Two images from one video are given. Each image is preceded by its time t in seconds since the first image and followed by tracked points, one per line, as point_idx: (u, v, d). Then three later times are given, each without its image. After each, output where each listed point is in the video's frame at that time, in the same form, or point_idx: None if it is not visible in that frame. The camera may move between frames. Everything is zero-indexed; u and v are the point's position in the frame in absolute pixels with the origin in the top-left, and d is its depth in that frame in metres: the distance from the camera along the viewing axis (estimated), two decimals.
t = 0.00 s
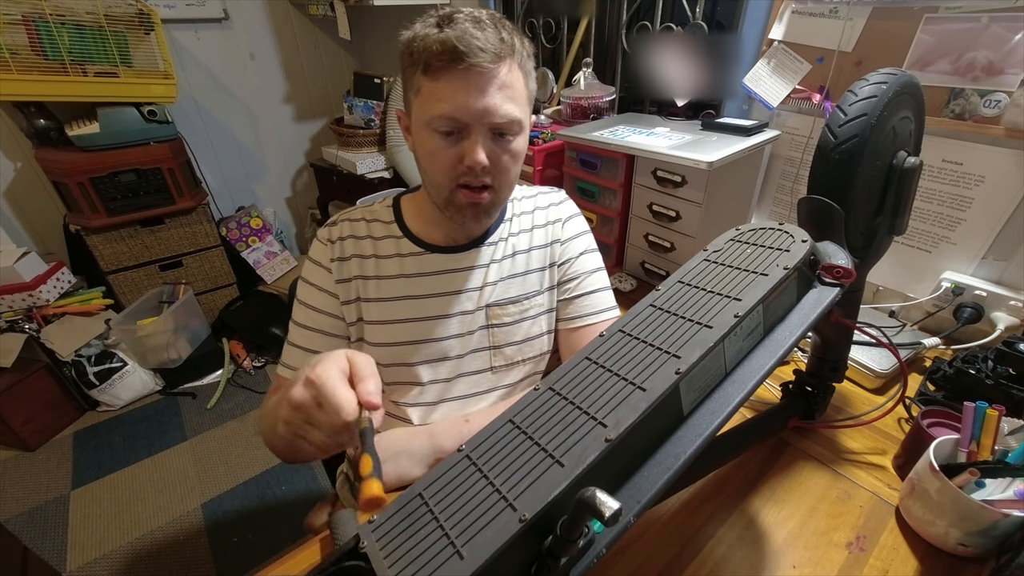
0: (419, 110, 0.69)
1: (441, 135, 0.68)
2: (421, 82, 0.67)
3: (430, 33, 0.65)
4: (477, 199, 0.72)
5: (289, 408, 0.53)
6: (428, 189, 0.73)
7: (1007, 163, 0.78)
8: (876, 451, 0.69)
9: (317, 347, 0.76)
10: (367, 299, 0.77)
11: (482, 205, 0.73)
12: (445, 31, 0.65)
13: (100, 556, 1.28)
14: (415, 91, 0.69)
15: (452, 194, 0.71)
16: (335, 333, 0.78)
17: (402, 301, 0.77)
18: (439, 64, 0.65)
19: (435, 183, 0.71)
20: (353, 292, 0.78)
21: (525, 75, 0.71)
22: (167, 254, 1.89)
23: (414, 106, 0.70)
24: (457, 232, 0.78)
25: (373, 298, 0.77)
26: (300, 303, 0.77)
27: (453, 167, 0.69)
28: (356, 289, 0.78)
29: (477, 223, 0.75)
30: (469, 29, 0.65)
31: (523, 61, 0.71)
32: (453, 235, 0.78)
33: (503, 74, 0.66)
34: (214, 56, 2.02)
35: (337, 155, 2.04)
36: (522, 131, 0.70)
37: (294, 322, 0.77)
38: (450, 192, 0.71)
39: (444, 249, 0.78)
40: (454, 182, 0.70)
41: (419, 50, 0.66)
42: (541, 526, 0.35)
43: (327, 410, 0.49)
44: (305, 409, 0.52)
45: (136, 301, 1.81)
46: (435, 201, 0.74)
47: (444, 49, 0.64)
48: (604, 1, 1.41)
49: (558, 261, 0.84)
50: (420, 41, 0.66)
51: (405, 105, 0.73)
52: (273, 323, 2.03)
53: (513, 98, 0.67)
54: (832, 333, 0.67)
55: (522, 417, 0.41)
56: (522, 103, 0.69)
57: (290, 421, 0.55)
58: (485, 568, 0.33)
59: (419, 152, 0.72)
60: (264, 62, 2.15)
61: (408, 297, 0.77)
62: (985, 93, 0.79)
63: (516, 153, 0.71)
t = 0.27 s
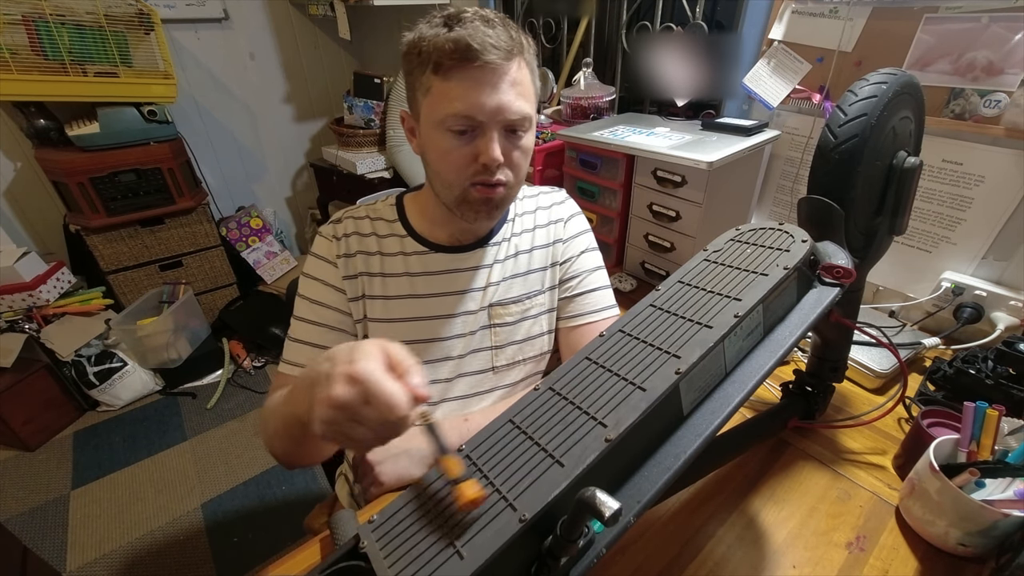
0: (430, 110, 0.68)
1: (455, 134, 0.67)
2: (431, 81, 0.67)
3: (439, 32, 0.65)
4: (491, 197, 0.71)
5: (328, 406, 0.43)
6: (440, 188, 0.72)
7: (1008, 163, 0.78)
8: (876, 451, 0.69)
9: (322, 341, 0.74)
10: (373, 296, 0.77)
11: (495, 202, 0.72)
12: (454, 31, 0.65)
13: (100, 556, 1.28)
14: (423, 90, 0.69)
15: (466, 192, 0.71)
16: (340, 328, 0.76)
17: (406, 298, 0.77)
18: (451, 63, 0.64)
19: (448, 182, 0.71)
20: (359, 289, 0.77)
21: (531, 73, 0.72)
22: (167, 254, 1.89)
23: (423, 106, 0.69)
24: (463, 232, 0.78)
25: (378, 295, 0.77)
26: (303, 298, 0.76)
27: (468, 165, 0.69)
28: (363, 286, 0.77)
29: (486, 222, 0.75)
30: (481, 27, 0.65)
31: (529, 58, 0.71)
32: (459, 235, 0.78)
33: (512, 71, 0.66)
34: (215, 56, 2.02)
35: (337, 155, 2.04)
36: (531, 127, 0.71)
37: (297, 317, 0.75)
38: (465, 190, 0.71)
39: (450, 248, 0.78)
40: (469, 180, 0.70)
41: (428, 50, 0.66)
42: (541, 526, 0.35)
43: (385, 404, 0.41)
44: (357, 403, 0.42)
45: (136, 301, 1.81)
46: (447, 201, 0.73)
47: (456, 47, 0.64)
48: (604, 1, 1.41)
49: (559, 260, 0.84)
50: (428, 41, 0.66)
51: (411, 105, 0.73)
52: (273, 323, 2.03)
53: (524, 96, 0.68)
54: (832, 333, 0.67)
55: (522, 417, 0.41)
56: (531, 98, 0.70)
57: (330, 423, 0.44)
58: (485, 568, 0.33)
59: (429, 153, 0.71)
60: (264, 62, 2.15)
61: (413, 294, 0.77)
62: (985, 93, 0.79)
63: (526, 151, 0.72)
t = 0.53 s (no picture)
0: (422, 113, 0.68)
1: (449, 137, 0.67)
2: (422, 85, 0.67)
3: (428, 36, 0.65)
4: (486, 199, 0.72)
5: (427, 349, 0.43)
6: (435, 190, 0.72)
7: (1008, 163, 0.78)
8: (876, 451, 0.69)
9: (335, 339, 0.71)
10: (379, 293, 0.76)
11: (492, 202, 0.72)
12: (442, 33, 0.65)
13: (100, 556, 1.28)
14: (415, 94, 0.69)
15: (461, 194, 0.71)
16: (350, 325, 0.73)
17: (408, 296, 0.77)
18: (441, 66, 0.64)
19: (442, 184, 0.71)
20: (367, 286, 0.76)
21: (524, 72, 0.72)
22: (167, 254, 1.89)
23: (417, 110, 0.69)
24: (463, 232, 0.78)
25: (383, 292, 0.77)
26: (310, 296, 0.73)
27: (462, 167, 0.69)
28: (370, 283, 0.76)
29: (480, 223, 0.75)
30: (470, 28, 0.65)
31: (520, 56, 0.71)
32: (460, 234, 0.78)
33: (502, 70, 0.66)
34: (215, 56, 2.02)
35: (337, 155, 2.04)
36: (525, 126, 0.70)
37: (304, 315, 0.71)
38: (460, 193, 0.71)
39: (451, 248, 0.78)
40: (463, 182, 0.70)
41: (418, 53, 0.66)
42: (541, 526, 0.35)
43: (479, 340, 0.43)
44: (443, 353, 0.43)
45: (136, 301, 1.81)
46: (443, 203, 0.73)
47: (444, 49, 0.63)
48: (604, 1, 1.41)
49: (559, 260, 0.84)
50: (418, 44, 0.66)
51: (404, 108, 0.73)
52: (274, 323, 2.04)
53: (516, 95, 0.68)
54: (832, 333, 0.67)
55: (522, 417, 0.41)
56: (524, 96, 0.70)
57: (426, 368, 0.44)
58: (486, 568, 0.33)
59: (424, 156, 0.71)
60: (263, 62, 2.15)
61: (415, 294, 0.77)
62: (985, 93, 0.79)
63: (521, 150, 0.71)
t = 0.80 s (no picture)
0: (423, 119, 0.68)
1: (449, 143, 0.67)
2: (424, 91, 0.67)
3: (431, 41, 0.65)
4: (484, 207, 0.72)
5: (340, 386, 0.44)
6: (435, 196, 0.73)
7: (1008, 163, 0.78)
8: (876, 451, 0.69)
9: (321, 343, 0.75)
10: (372, 296, 0.78)
11: (491, 212, 0.73)
12: (444, 40, 0.65)
13: (100, 556, 1.28)
14: (417, 99, 0.69)
15: (461, 202, 0.71)
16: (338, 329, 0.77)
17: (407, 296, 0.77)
18: (442, 72, 0.64)
19: (442, 192, 0.71)
20: (359, 289, 0.78)
21: (527, 78, 0.71)
22: (167, 254, 1.89)
23: (418, 114, 0.69)
24: (462, 233, 0.78)
25: (377, 296, 0.77)
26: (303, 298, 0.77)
27: (462, 175, 0.69)
28: (362, 286, 0.77)
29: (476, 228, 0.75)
30: (472, 35, 0.65)
31: (524, 61, 0.70)
32: (459, 236, 0.78)
33: (503, 77, 0.66)
34: (215, 56, 2.02)
35: (337, 155, 2.04)
36: (527, 135, 0.70)
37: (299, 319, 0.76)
38: (459, 200, 0.71)
39: (448, 249, 0.78)
40: (462, 190, 0.70)
41: (420, 59, 0.65)
42: (541, 526, 0.35)
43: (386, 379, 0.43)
44: (347, 393, 0.44)
45: (136, 301, 1.81)
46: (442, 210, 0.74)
47: (446, 57, 0.63)
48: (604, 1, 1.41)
49: (558, 261, 0.84)
50: (420, 49, 0.66)
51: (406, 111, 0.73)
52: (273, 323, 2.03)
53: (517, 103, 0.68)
54: (832, 333, 0.67)
55: (522, 417, 0.41)
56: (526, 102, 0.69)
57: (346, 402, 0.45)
58: (486, 568, 0.33)
59: (424, 160, 0.71)
60: (263, 62, 2.15)
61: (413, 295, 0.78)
62: (985, 93, 0.79)
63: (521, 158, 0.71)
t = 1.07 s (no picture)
0: (429, 117, 0.68)
1: (459, 139, 0.67)
2: (431, 86, 0.66)
3: (437, 38, 0.65)
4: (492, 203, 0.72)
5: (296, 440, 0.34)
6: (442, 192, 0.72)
7: (1008, 163, 0.78)
8: (876, 451, 0.69)
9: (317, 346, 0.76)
10: (370, 298, 0.78)
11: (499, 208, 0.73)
12: (451, 37, 0.64)
13: (100, 556, 1.28)
14: (422, 95, 0.68)
15: (469, 198, 0.70)
16: (334, 332, 0.77)
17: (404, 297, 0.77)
18: (452, 68, 0.64)
19: (451, 187, 0.70)
20: (355, 291, 0.78)
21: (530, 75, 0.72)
22: (167, 254, 1.89)
23: (423, 112, 0.69)
24: (461, 233, 0.78)
25: (376, 296, 0.77)
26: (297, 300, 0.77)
27: (472, 170, 0.68)
28: (359, 288, 0.78)
29: (480, 224, 0.75)
30: (480, 30, 0.65)
31: (528, 59, 0.71)
32: (458, 236, 0.78)
33: (510, 73, 0.66)
34: (215, 56, 2.02)
35: (337, 155, 2.04)
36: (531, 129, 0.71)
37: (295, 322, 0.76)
38: (468, 195, 0.70)
39: (445, 249, 0.78)
40: (472, 185, 0.69)
41: (427, 55, 0.65)
42: (541, 526, 0.35)
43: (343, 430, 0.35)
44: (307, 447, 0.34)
45: (136, 301, 1.81)
46: (448, 206, 0.73)
47: (456, 52, 0.63)
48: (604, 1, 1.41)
49: (554, 261, 0.84)
50: (426, 45, 0.66)
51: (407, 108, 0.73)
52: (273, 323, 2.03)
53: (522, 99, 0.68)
54: (832, 333, 0.67)
55: (522, 417, 0.41)
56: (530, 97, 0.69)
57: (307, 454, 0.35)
58: (485, 568, 0.33)
59: (429, 158, 0.70)
60: (263, 62, 2.15)
61: (410, 295, 0.77)
62: (985, 93, 0.79)
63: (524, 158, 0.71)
